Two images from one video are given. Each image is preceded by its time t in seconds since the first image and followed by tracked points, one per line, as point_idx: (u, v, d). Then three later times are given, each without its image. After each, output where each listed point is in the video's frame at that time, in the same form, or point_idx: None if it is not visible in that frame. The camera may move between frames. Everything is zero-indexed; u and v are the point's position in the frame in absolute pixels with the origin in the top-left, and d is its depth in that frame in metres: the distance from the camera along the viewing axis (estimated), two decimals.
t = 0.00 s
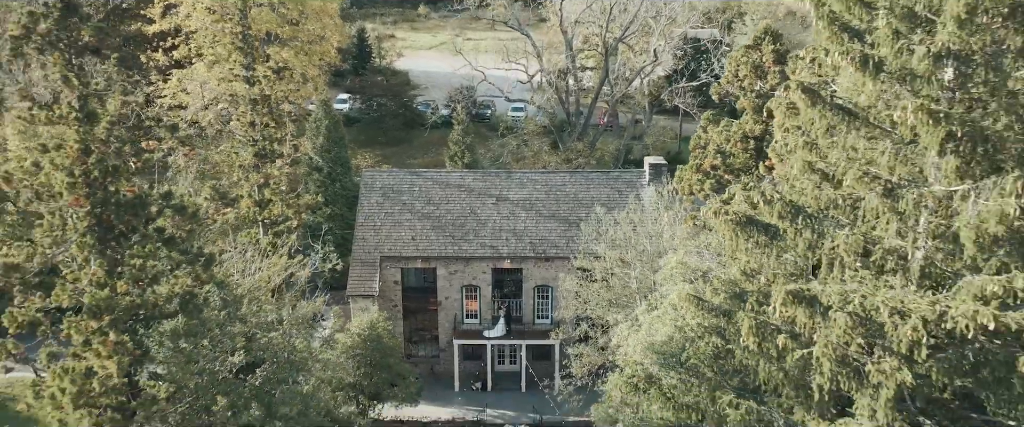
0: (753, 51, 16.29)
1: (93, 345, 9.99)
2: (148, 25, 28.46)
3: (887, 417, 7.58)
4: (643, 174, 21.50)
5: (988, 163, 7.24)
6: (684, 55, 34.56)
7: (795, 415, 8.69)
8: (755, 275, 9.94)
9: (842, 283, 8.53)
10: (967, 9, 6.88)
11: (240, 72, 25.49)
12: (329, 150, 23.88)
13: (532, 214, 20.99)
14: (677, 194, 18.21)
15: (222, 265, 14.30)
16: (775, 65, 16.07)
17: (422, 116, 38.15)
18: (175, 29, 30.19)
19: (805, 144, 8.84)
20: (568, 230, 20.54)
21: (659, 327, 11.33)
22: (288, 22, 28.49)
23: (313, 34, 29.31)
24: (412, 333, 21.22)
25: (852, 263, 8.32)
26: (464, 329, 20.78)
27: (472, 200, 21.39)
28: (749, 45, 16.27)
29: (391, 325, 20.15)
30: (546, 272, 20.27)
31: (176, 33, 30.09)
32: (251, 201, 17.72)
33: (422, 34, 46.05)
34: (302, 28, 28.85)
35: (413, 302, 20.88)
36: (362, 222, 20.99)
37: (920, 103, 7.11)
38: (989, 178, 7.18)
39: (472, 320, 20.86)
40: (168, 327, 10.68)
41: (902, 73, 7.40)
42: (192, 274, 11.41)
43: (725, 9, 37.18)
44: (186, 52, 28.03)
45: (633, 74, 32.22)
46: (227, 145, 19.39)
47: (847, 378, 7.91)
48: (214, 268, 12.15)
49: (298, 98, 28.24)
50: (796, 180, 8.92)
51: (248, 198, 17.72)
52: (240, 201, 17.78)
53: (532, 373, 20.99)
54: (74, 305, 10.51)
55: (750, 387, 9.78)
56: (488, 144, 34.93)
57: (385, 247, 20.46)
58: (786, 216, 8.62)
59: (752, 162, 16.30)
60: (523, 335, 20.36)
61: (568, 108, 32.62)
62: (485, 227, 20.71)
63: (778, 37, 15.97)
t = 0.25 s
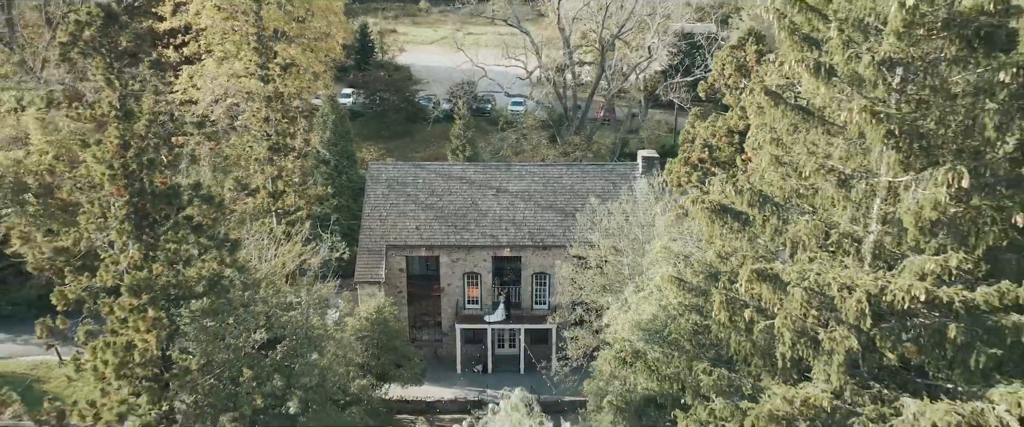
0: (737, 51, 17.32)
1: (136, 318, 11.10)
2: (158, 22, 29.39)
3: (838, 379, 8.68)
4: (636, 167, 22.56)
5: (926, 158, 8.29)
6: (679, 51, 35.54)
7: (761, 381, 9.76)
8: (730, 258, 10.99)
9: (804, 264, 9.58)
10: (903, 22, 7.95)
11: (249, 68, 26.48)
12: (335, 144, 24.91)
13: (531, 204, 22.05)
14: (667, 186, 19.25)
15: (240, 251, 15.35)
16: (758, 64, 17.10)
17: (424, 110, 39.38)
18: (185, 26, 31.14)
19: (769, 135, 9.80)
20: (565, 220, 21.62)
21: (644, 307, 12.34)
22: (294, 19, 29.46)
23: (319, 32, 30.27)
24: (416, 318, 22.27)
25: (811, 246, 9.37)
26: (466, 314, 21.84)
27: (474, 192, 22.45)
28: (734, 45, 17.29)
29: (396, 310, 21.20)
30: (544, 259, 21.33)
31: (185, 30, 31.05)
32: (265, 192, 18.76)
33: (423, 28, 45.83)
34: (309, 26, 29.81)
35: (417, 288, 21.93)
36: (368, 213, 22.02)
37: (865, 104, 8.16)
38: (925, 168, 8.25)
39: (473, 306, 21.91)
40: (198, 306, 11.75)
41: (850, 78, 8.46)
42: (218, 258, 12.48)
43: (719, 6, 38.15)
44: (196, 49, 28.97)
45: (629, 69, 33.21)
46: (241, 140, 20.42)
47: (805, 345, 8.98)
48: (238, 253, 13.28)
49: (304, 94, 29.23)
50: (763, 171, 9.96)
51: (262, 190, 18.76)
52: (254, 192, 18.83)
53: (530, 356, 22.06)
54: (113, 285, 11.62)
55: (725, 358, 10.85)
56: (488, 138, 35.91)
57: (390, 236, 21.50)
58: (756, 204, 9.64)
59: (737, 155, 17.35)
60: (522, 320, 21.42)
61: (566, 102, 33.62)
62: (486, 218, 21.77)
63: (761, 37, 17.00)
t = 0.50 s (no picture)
0: (724, 50, 18.34)
1: (167, 297, 12.19)
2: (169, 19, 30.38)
3: (799, 348, 9.77)
4: (630, 160, 23.65)
5: (877, 151, 9.34)
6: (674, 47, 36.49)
7: (734, 351, 10.86)
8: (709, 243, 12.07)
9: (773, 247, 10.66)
10: (856, 32, 9.05)
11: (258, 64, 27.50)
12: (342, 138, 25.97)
13: (529, 195, 23.14)
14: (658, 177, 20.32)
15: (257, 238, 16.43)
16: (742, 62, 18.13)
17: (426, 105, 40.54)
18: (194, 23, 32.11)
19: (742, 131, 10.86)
20: (562, 210, 22.71)
21: (631, 288, 13.43)
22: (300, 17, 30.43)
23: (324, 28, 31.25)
24: (420, 303, 23.36)
25: (779, 230, 10.44)
26: (467, 299, 22.94)
27: (475, 184, 23.53)
28: (721, 44, 18.30)
29: (402, 295, 22.29)
30: (542, 248, 22.42)
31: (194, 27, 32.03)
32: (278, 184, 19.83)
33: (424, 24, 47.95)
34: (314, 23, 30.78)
35: (421, 275, 23.02)
36: (374, 203, 23.10)
37: (821, 104, 9.21)
38: (875, 160, 9.31)
39: (474, 292, 23.01)
40: (223, 287, 12.84)
41: (810, 81, 9.54)
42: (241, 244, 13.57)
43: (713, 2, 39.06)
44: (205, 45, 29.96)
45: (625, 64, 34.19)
46: (253, 133, 21.47)
47: (771, 318, 10.07)
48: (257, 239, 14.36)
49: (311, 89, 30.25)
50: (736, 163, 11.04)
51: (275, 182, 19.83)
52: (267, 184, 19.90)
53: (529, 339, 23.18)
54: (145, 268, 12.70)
55: (703, 332, 11.95)
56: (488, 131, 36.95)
57: (396, 226, 22.57)
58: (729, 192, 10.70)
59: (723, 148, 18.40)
60: (521, 305, 22.52)
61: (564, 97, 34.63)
62: (487, 208, 22.85)
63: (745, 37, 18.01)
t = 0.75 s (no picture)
0: (710, 49, 19.35)
1: (197, 277, 13.38)
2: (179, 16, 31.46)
3: (767, 321, 10.94)
4: (624, 153, 24.76)
5: (836, 144, 10.50)
6: (669, 42, 37.45)
7: (712, 325, 12.02)
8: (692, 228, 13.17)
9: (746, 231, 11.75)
10: (817, 38, 10.27)
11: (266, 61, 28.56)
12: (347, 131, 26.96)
13: (528, 187, 24.25)
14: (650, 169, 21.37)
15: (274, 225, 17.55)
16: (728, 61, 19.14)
17: (428, 98, 41.63)
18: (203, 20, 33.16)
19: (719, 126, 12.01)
20: (559, 200, 23.83)
21: (620, 270, 14.59)
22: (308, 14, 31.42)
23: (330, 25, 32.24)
24: (424, 289, 24.50)
25: (753, 215, 11.55)
26: (469, 285, 24.08)
27: (476, 175, 24.66)
28: (708, 43, 19.31)
29: (406, 281, 23.42)
30: (540, 236, 23.54)
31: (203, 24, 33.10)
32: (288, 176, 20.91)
33: (425, 17, 45.38)
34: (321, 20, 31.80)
35: (425, 262, 24.14)
36: (380, 194, 24.21)
37: (786, 103, 10.42)
38: (834, 152, 10.47)
39: (475, 278, 24.14)
40: (247, 269, 14.02)
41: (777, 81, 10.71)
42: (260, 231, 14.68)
43: None
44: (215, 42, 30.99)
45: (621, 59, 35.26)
46: (265, 128, 22.54)
47: (743, 295, 11.24)
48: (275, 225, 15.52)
49: (317, 84, 31.31)
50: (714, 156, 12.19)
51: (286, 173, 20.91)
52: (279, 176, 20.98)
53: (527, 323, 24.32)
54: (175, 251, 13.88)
55: (686, 310, 13.12)
56: (489, 125, 38.00)
57: (400, 215, 23.68)
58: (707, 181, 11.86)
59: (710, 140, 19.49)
60: (520, 290, 23.66)
61: (561, 91, 35.68)
62: (487, 198, 23.97)
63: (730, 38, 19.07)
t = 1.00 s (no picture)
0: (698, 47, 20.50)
1: (223, 259, 14.60)
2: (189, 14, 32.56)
3: (741, 296, 12.13)
4: (618, 145, 25.88)
5: (802, 137, 11.70)
6: (664, 37, 38.48)
7: (692, 303, 13.21)
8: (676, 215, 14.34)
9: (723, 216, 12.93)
10: (784, 42, 11.53)
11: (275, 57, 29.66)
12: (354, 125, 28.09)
13: (527, 178, 25.39)
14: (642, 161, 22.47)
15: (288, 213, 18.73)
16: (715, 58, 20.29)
17: (430, 93, 42.71)
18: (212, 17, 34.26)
19: (699, 121, 13.21)
20: (556, 191, 24.97)
21: (611, 254, 15.78)
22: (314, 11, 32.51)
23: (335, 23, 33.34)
24: (427, 276, 25.65)
25: (729, 202, 12.72)
26: (470, 272, 25.24)
27: (477, 167, 25.80)
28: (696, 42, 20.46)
29: (410, 268, 24.58)
30: (538, 225, 24.68)
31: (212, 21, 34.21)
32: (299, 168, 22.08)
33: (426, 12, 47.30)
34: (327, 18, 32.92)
35: (428, 250, 25.30)
36: (385, 185, 25.36)
37: (758, 100, 11.63)
38: (801, 144, 11.67)
39: (476, 265, 25.30)
40: (267, 252, 15.21)
41: (750, 80, 11.93)
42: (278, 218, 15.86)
43: None
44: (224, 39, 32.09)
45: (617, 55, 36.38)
46: (276, 122, 23.69)
47: (720, 273, 12.43)
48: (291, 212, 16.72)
49: (323, 79, 32.44)
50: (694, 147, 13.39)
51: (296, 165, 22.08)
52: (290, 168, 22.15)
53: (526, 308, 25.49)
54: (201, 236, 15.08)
55: (670, 289, 14.31)
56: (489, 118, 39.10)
57: (405, 205, 24.82)
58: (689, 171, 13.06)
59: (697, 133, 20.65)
60: (519, 277, 24.80)
61: (559, 85, 36.76)
62: (488, 189, 25.10)
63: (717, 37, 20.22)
